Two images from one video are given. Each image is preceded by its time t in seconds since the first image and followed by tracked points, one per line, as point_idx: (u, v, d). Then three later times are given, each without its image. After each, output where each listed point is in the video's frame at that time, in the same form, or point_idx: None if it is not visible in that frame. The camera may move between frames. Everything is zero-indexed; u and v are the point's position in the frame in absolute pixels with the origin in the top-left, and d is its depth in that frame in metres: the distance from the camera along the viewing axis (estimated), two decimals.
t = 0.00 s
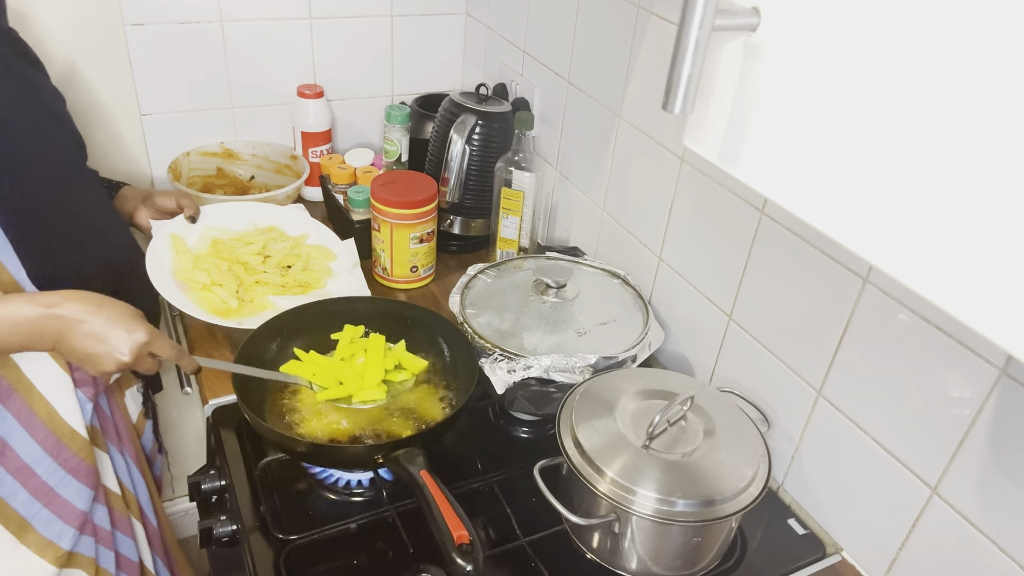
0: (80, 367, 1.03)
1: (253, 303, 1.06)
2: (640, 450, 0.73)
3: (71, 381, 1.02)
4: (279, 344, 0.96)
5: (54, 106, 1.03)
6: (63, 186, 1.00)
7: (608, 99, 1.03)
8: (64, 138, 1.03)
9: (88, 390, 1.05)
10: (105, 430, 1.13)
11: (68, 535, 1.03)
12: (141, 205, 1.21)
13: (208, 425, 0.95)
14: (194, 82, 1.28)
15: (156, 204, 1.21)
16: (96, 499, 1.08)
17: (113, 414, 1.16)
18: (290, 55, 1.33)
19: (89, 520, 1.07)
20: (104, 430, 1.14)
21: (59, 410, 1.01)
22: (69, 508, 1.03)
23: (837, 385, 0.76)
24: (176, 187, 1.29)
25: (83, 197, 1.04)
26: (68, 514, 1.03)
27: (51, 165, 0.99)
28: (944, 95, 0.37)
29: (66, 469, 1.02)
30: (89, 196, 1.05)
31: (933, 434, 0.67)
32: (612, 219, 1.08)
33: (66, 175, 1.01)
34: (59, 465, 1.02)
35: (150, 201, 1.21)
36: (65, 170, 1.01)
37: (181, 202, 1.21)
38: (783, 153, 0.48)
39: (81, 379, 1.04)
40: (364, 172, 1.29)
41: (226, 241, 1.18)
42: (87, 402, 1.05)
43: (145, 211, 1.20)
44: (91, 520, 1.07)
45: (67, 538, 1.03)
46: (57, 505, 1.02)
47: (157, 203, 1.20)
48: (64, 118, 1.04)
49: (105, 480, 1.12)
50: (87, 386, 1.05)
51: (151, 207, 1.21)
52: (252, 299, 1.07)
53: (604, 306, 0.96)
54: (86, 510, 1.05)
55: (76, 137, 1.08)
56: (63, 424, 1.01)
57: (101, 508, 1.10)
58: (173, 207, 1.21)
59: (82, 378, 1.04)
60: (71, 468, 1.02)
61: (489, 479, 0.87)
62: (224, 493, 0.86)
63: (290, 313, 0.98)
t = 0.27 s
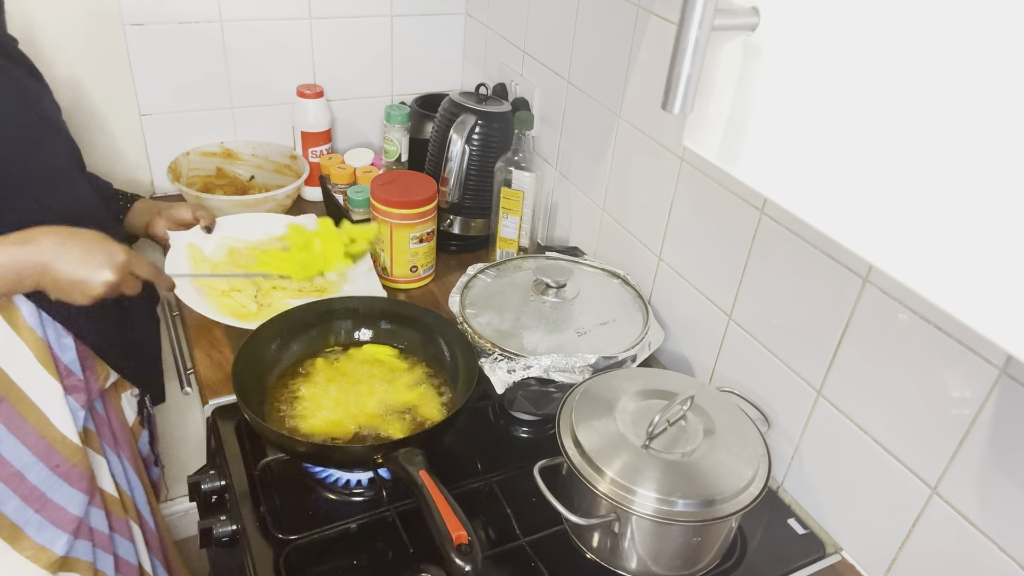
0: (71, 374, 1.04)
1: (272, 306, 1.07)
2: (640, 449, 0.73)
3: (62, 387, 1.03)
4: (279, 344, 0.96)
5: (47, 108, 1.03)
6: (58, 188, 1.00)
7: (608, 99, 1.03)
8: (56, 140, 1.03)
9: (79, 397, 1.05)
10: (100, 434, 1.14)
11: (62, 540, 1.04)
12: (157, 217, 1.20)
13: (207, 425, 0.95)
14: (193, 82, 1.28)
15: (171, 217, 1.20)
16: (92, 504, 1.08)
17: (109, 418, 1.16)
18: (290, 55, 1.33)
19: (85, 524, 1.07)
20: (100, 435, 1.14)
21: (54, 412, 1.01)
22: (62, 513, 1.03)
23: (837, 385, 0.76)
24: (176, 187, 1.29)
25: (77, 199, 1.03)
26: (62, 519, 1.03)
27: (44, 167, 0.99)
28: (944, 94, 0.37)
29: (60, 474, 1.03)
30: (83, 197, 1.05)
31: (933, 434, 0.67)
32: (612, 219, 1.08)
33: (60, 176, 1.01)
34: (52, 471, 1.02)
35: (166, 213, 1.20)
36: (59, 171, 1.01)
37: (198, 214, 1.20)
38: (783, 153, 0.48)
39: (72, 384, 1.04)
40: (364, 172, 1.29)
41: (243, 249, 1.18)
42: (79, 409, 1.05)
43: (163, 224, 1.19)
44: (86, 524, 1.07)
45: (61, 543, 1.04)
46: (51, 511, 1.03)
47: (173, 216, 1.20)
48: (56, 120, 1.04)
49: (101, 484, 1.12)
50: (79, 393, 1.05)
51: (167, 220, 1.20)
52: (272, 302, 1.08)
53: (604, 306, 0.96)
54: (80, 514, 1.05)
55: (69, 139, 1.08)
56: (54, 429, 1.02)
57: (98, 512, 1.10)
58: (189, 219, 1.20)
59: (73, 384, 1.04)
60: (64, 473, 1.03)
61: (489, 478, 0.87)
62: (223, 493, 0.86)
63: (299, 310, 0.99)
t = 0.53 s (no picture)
0: (74, 371, 1.04)
1: (264, 286, 1.10)
2: (640, 449, 0.73)
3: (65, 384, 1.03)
4: (279, 343, 0.96)
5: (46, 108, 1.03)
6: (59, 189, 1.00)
7: (608, 99, 1.03)
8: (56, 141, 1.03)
9: (82, 394, 1.06)
10: (102, 432, 1.14)
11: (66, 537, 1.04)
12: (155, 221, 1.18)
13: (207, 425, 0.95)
14: (193, 82, 1.28)
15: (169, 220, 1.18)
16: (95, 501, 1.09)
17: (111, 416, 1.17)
18: (290, 55, 1.33)
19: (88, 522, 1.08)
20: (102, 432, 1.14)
21: (55, 412, 1.01)
22: (66, 509, 1.03)
23: (837, 385, 0.76)
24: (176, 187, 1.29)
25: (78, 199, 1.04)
26: (65, 516, 1.03)
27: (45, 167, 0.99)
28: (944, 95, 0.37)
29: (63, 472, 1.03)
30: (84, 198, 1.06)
31: (933, 434, 0.67)
32: (612, 219, 1.08)
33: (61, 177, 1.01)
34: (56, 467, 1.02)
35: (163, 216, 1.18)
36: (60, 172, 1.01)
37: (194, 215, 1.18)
38: (783, 153, 0.48)
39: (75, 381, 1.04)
40: (364, 172, 1.30)
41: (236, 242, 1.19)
42: (82, 406, 1.06)
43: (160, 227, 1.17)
44: (89, 522, 1.07)
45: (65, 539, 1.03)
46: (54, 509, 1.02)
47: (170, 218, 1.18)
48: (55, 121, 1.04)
49: (104, 482, 1.12)
50: (82, 390, 1.05)
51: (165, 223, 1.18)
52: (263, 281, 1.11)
53: (604, 306, 0.96)
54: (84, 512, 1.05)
55: (69, 139, 1.08)
56: (57, 426, 1.02)
57: (101, 510, 1.10)
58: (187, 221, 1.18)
59: (75, 381, 1.04)
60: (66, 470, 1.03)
61: (489, 478, 0.87)
62: (223, 493, 0.86)
63: (297, 311, 0.98)
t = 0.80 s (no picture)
0: (64, 371, 1.04)
1: (262, 301, 1.09)
2: (640, 449, 0.73)
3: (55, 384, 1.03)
4: (279, 344, 0.96)
5: (45, 110, 1.04)
6: (59, 190, 1.01)
7: (608, 99, 1.03)
8: (54, 142, 1.04)
9: (73, 394, 1.06)
10: (97, 433, 1.14)
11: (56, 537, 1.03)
12: (155, 226, 1.21)
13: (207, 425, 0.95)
14: (193, 82, 1.28)
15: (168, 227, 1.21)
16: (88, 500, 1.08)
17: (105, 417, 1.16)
18: (290, 54, 1.33)
19: (81, 521, 1.07)
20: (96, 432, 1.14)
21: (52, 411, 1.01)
22: (55, 509, 1.03)
23: (837, 385, 0.76)
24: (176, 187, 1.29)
25: (78, 200, 1.05)
26: (54, 515, 1.03)
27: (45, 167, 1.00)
28: (944, 95, 0.37)
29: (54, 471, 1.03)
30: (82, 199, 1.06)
31: (933, 434, 0.67)
32: (612, 219, 1.08)
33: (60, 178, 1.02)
34: (45, 467, 1.02)
35: (164, 223, 1.21)
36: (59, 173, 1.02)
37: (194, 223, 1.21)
38: (783, 153, 0.48)
39: (66, 380, 1.04)
40: (364, 172, 1.30)
41: (234, 250, 1.18)
42: (72, 407, 1.05)
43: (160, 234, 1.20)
44: (81, 523, 1.07)
45: (54, 538, 1.03)
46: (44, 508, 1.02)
47: (171, 225, 1.21)
48: (52, 123, 1.05)
49: (98, 483, 1.12)
50: (72, 390, 1.05)
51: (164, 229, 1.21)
52: (261, 297, 1.09)
53: (604, 306, 0.96)
54: (74, 513, 1.05)
55: (66, 141, 1.09)
56: (46, 424, 1.02)
57: (93, 510, 1.09)
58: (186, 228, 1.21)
59: (66, 381, 1.04)
60: (55, 470, 1.03)
61: (489, 479, 0.87)
62: (223, 494, 0.86)
63: (295, 311, 0.99)
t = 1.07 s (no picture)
0: (74, 370, 1.04)
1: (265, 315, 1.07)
2: (640, 449, 0.73)
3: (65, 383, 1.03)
4: (278, 343, 0.96)
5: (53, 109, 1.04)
6: (66, 189, 1.01)
7: (608, 99, 1.03)
8: (63, 141, 1.03)
9: (81, 393, 1.06)
10: (101, 432, 1.14)
11: (64, 537, 1.03)
12: (161, 234, 1.21)
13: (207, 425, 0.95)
14: (193, 82, 1.28)
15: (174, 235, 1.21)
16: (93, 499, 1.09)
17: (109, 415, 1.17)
18: (290, 54, 1.33)
19: (85, 520, 1.07)
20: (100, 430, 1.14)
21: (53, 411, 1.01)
22: (63, 508, 1.03)
23: (837, 385, 0.76)
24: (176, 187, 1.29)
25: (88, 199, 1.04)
26: (62, 515, 1.03)
27: (53, 166, 0.99)
28: (943, 96, 0.37)
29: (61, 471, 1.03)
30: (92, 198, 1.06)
31: (933, 434, 0.67)
32: (612, 219, 1.08)
33: (70, 177, 1.02)
34: (54, 466, 1.02)
35: (170, 231, 1.21)
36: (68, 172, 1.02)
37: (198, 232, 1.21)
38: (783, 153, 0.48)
39: (74, 379, 1.04)
40: (364, 172, 1.30)
41: (241, 262, 1.17)
42: (81, 406, 1.06)
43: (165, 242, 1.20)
44: (86, 521, 1.07)
45: (63, 537, 1.03)
46: (52, 507, 1.02)
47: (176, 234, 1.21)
48: (61, 123, 1.05)
49: (101, 481, 1.12)
50: (81, 389, 1.05)
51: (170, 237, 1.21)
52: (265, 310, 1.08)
53: (604, 306, 0.96)
54: (81, 511, 1.05)
55: (75, 140, 1.08)
56: (56, 425, 1.02)
57: (99, 508, 1.10)
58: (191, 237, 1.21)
59: (75, 380, 1.05)
60: (63, 469, 1.03)
61: (489, 479, 0.87)
62: (223, 493, 0.86)
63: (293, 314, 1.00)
